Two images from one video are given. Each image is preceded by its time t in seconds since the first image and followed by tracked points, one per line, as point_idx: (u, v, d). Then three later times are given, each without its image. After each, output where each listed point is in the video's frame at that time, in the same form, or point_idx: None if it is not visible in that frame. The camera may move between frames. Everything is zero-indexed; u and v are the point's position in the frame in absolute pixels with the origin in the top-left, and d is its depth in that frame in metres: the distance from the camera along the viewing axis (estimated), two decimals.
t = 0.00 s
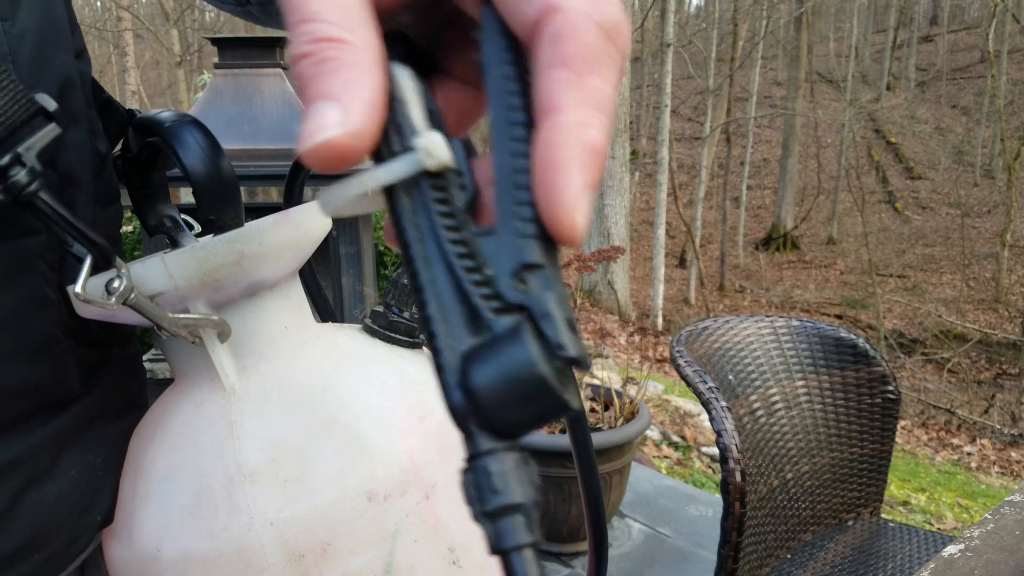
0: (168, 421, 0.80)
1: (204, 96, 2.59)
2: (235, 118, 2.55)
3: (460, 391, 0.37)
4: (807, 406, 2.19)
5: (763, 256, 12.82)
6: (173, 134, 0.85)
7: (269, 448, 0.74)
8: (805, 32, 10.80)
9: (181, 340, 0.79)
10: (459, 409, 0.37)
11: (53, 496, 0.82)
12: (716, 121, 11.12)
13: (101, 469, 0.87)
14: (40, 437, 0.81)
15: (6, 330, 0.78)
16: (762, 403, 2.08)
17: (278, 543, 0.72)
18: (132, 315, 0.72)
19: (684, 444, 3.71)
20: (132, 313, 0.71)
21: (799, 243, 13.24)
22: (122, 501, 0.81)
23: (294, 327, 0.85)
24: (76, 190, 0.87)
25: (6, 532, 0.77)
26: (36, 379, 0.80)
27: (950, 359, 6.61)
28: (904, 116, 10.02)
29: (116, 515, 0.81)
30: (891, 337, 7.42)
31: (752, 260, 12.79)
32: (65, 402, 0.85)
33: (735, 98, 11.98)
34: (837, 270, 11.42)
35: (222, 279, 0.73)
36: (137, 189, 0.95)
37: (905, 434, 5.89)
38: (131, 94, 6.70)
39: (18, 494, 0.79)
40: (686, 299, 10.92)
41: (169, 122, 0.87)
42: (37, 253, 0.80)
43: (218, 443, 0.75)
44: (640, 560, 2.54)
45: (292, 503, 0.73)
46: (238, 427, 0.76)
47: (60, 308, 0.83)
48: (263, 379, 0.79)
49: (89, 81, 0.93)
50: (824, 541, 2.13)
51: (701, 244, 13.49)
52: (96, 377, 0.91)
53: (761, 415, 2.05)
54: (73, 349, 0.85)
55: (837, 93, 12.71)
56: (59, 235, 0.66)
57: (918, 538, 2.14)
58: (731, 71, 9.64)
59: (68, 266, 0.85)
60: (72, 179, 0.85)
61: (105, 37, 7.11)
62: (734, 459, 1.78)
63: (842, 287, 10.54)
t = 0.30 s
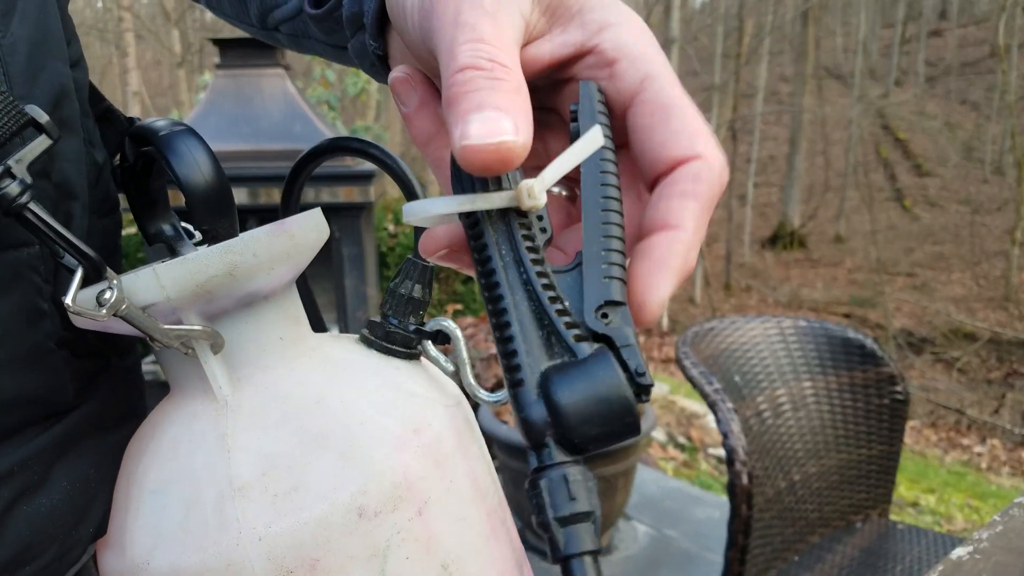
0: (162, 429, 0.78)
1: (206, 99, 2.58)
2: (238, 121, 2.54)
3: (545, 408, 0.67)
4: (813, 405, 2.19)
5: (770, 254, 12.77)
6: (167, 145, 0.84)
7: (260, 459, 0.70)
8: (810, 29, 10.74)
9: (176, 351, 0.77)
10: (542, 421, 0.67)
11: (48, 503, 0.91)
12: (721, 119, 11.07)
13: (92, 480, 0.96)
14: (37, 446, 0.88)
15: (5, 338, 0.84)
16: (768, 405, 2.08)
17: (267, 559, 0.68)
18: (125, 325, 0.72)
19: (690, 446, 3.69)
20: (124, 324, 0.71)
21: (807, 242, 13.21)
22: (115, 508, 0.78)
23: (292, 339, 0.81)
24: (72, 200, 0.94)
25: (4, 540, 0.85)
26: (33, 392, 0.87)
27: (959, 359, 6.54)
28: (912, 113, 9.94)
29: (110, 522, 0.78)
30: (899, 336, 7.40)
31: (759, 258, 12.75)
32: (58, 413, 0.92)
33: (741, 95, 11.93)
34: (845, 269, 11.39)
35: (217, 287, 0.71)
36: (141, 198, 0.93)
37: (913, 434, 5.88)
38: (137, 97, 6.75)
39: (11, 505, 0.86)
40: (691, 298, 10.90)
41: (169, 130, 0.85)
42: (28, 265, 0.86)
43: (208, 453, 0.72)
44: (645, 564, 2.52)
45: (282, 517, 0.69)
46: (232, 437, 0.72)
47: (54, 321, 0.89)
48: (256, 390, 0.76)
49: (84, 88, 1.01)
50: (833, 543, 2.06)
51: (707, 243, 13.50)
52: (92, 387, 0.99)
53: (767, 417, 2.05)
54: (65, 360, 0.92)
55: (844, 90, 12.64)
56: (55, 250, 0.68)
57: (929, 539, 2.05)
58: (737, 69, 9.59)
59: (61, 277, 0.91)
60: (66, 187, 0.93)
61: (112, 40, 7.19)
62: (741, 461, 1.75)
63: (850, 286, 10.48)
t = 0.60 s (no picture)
0: (142, 433, 0.89)
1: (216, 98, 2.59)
2: (247, 121, 2.56)
3: (505, 446, 0.62)
4: (824, 406, 2.15)
5: (781, 253, 12.72)
6: (149, 154, 0.89)
7: (240, 456, 0.81)
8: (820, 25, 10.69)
9: (159, 355, 0.89)
10: (500, 458, 0.61)
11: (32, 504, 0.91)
12: (730, 116, 11.05)
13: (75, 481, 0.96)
14: (23, 444, 0.91)
15: None
16: (779, 405, 2.04)
17: (249, 553, 0.79)
18: (108, 328, 0.82)
19: (700, 447, 3.66)
20: (108, 326, 0.82)
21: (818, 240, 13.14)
22: (99, 509, 0.88)
23: (269, 340, 0.95)
24: (54, 207, 0.99)
25: None
26: (24, 393, 0.91)
27: (972, 358, 6.49)
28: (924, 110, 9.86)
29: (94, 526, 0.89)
30: (912, 336, 7.41)
31: (770, 257, 12.69)
32: (42, 414, 0.94)
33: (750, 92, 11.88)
34: (857, 268, 11.33)
35: (189, 295, 0.83)
36: (125, 203, 1.00)
37: (926, 435, 5.85)
38: (144, 99, 6.80)
39: None
40: (702, 298, 10.86)
41: (148, 141, 0.91)
42: (12, 270, 0.90)
43: (193, 455, 0.83)
44: (654, 567, 2.52)
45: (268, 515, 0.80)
46: (213, 439, 0.83)
47: (37, 324, 0.93)
48: (234, 392, 0.88)
49: (68, 96, 1.05)
50: (841, 545, 2.05)
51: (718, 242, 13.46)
52: (75, 389, 1.02)
53: (777, 417, 2.02)
54: (49, 362, 0.95)
55: (856, 87, 12.56)
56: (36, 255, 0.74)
57: (941, 541, 2.03)
58: (746, 66, 9.56)
59: (43, 284, 0.95)
60: (49, 193, 0.97)
61: (122, 43, 7.26)
62: (750, 463, 1.74)
63: (861, 285, 10.42)
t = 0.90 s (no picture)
0: (145, 420, 0.90)
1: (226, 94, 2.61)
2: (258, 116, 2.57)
3: (488, 486, 0.61)
4: (830, 407, 2.14)
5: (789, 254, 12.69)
6: (152, 155, 0.91)
7: (246, 438, 0.85)
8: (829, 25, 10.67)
9: (162, 345, 0.91)
10: (483, 498, 0.61)
11: (39, 492, 0.99)
12: (739, 116, 11.04)
13: (80, 469, 1.05)
14: (31, 436, 0.99)
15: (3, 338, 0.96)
16: (784, 406, 2.04)
17: (258, 531, 0.82)
18: (114, 320, 0.84)
19: (707, 448, 3.66)
20: (114, 318, 0.83)
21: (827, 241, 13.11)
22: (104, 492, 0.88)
23: (268, 332, 0.97)
24: (57, 206, 1.02)
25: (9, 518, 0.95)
26: (31, 387, 0.99)
27: (981, 360, 6.46)
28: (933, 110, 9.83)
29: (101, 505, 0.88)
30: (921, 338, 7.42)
31: (779, 258, 12.66)
32: (49, 405, 1.02)
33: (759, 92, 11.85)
34: (865, 268, 11.29)
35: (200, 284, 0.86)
36: (119, 203, 1.03)
37: (933, 437, 5.84)
38: (154, 98, 6.87)
39: (14, 485, 0.95)
40: (710, 298, 10.85)
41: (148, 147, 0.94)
42: (20, 266, 0.98)
43: (200, 436, 0.85)
44: (660, 567, 2.52)
45: (275, 498, 0.84)
46: (219, 422, 0.86)
47: (44, 318, 1.01)
48: (239, 381, 0.91)
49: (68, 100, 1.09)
50: (848, 547, 2.05)
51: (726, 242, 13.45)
52: (78, 380, 1.10)
53: (782, 418, 2.01)
54: (54, 353, 1.03)
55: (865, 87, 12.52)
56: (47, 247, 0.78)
57: (946, 543, 2.03)
58: (755, 66, 9.55)
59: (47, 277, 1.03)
60: (52, 192, 1.00)
61: (134, 43, 7.34)
62: (755, 463, 1.75)
63: (870, 286, 10.39)
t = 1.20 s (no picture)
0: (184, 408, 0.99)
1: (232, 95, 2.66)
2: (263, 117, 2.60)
3: (485, 490, 0.64)
4: (836, 407, 2.15)
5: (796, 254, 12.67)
6: (181, 143, 0.98)
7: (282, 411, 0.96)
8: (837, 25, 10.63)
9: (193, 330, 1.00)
10: (482, 502, 0.64)
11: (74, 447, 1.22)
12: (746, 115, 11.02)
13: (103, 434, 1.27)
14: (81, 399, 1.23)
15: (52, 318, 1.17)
16: (790, 405, 2.04)
17: (300, 494, 0.91)
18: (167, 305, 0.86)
19: (712, 446, 3.66)
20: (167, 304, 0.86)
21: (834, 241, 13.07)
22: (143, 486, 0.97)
23: (285, 317, 1.07)
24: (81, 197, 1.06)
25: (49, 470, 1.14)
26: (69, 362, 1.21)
27: (988, 361, 6.43)
28: (940, 110, 9.79)
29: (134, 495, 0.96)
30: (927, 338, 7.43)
31: (786, 258, 12.64)
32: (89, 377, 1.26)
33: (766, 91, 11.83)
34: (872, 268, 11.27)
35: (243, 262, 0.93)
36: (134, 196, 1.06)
37: (940, 437, 5.84)
38: (163, 95, 6.90)
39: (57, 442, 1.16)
40: (716, 298, 10.85)
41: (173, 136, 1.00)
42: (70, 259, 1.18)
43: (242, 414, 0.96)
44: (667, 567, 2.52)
45: (311, 471, 0.92)
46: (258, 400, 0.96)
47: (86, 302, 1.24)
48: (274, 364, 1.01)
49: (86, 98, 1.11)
50: (852, 545, 2.05)
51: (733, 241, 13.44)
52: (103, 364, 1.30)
53: (788, 417, 2.02)
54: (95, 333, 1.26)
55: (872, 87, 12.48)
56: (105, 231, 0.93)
57: (951, 541, 2.03)
58: (762, 65, 9.53)
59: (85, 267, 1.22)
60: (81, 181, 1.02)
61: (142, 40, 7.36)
62: (760, 462, 1.76)
63: (877, 286, 10.37)
